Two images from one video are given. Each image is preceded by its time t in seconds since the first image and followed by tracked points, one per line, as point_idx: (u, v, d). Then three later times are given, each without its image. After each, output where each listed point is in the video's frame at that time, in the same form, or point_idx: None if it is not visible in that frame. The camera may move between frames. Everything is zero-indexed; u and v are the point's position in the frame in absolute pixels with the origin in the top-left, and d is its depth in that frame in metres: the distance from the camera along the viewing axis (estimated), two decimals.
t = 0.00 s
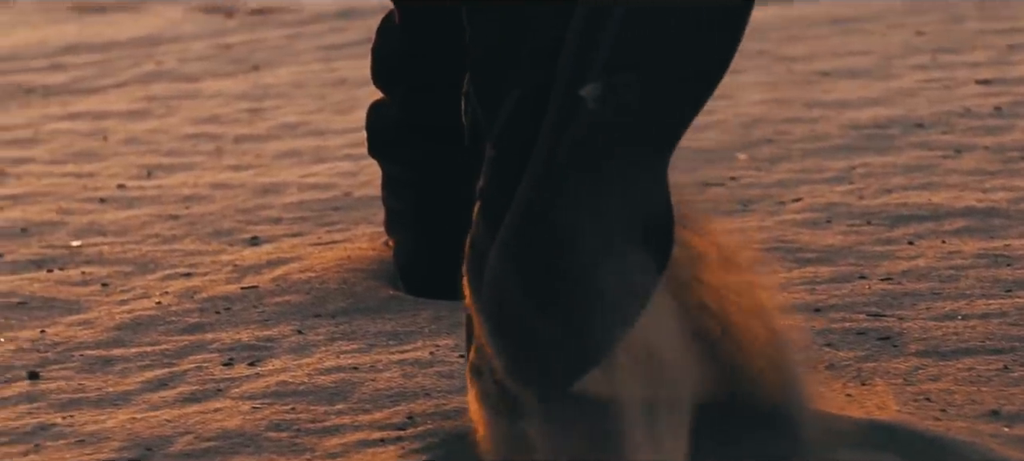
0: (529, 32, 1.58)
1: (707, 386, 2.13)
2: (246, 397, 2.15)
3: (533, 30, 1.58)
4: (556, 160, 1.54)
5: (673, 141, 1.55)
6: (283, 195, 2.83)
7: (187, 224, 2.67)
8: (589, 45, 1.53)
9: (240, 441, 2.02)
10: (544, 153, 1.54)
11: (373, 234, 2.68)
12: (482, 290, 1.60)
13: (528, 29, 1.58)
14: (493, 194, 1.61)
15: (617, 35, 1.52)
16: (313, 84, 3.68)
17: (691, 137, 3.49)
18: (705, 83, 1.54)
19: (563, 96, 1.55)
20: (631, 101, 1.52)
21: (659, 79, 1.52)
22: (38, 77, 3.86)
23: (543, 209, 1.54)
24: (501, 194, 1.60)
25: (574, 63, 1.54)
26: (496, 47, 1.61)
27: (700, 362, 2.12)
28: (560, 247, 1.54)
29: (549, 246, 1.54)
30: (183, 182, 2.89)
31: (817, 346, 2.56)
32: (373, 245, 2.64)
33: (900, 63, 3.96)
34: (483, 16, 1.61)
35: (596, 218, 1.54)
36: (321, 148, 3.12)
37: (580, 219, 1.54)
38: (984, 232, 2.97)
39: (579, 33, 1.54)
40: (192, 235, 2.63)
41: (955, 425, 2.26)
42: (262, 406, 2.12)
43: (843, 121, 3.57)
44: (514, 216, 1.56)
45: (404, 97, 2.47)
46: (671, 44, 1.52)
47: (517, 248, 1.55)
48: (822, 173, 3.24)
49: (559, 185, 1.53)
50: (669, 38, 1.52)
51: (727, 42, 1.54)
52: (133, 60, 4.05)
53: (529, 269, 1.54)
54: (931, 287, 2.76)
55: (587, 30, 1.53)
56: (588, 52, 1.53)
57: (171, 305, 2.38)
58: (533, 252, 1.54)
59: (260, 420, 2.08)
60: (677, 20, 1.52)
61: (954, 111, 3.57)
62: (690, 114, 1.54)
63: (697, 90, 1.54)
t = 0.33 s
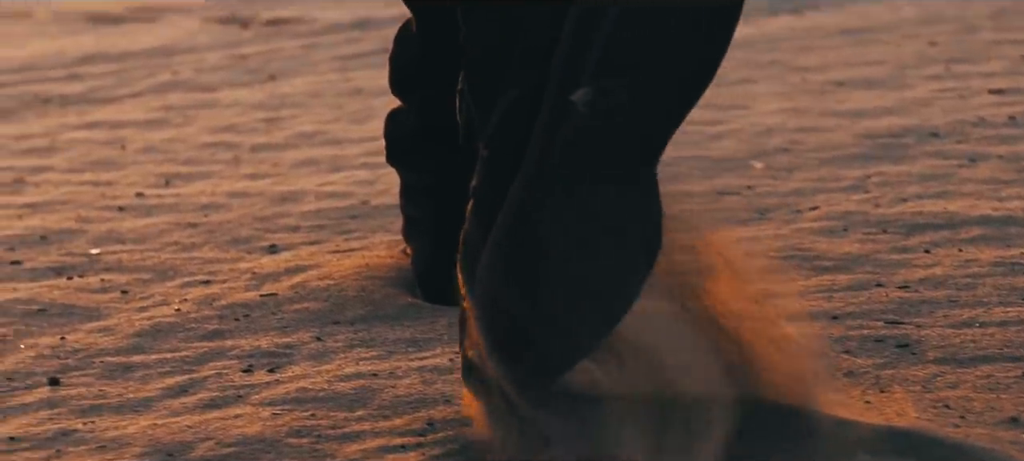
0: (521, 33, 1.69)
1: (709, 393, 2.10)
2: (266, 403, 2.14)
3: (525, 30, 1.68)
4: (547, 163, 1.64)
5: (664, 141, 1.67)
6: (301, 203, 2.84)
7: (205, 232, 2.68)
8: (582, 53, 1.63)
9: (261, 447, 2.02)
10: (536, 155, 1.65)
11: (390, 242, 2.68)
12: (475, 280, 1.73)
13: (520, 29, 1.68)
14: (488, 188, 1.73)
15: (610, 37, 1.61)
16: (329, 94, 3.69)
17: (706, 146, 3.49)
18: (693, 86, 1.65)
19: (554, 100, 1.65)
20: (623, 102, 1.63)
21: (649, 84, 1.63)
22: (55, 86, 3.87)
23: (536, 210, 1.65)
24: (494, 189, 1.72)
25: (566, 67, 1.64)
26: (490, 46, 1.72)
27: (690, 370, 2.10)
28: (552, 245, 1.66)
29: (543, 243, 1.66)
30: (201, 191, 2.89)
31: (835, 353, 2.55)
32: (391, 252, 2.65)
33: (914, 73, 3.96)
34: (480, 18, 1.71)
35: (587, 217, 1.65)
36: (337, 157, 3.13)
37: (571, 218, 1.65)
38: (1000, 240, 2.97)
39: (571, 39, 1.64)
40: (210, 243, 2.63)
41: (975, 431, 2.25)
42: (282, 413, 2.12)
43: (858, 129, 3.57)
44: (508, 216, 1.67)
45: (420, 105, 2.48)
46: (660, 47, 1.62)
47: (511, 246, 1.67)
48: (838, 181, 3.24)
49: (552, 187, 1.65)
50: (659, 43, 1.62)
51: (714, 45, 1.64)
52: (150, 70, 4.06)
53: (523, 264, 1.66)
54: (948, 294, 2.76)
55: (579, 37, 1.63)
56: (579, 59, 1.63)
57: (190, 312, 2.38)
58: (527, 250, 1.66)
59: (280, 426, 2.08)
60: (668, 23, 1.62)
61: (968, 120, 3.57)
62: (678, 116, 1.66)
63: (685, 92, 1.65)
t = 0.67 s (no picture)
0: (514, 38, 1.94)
1: (715, 384, 2.25)
2: (287, 408, 2.14)
3: (523, 32, 1.93)
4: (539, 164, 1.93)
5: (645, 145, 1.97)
6: (319, 211, 2.85)
7: (224, 240, 2.68)
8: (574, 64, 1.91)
9: (282, 452, 2.02)
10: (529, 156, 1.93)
11: (408, 249, 2.68)
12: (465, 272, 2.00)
13: (513, 36, 1.94)
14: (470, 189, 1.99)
15: (609, 38, 1.91)
16: (346, 103, 3.70)
17: (722, 155, 3.50)
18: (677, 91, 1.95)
19: (547, 105, 1.92)
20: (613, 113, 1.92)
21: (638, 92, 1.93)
22: (74, 96, 3.89)
23: (529, 206, 1.93)
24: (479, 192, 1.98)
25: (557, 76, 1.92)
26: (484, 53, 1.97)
27: (694, 376, 2.22)
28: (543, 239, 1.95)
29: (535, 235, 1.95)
30: (220, 199, 2.90)
31: (854, 360, 2.51)
32: (409, 260, 2.64)
33: (928, 84, 3.96)
34: (480, 19, 1.94)
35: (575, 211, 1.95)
36: (355, 165, 3.14)
37: (559, 213, 1.95)
38: (1017, 249, 2.95)
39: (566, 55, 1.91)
40: (229, 250, 2.64)
41: (995, 438, 2.24)
42: (303, 418, 2.12)
43: (873, 139, 3.57)
44: (502, 215, 1.93)
45: (439, 112, 2.46)
46: (647, 59, 1.92)
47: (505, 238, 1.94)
48: (854, 190, 3.24)
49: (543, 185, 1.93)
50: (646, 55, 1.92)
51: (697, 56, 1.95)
52: (168, 79, 4.08)
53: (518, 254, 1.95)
54: (965, 302, 2.74)
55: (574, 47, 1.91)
56: (573, 70, 1.91)
57: (210, 318, 2.39)
58: (521, 244, 1.94)
59: (301, 431, 2.08)
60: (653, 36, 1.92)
61: (983, 130, 3.57)
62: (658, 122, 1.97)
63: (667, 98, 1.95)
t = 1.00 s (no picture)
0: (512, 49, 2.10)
1: (713, 375, 2.28)
2: (305, 410, 2.15)
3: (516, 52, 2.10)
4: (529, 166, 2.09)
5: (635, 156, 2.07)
6: (336, 216, 2.85)
7: (242, 244, 2.69)
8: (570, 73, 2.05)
9: (301, 453, 2.02)
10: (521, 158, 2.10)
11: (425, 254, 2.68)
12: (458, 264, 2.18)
13: (512, 44, 2.10)
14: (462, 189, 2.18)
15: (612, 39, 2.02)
16: (362, 110, 3.71)
17: (736, 161, 3.50)
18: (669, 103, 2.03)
19: (539, 113, 2.09)
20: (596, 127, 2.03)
21: (631, 103, 2.02)
22: (91, 103, 3.91)
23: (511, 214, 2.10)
24: (468, 195, 2.16)
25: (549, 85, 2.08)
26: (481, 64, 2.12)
27: (693, 377, 2.27)
28: (525, 247, 2.11)
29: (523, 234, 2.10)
30: (237, 204, 2.91)
31: (870, 363, 2.50)
32: (426, 263, 2.64)
33: (941, 91, 3.96)
34: (479, 19, 2.10)
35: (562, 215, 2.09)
36: (371, 171, 3.15)
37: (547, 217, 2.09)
38: None
39: (559, 70, 2.07)
40: (246, 254, 2.65)
41: (1014, 440, 2.22)
42: (322, 420, 2.12)
43: (887, 146, 3.57)
44: (485, 222, 2.13)
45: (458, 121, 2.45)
46: (643, 69, 2.01)
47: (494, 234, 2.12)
48: (869, 196, 3.24)
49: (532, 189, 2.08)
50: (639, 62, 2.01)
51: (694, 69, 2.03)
52: (185, 86, 4.09)
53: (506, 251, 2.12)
54: (981, 306, 2.72)
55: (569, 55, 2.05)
56: (566, 76, 2.06)
57: (228, 322, 2.39)
58: (501, 252, 2.12)
59: (319, 433, 2.08)
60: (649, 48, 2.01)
61: (997, 137, 3.57)
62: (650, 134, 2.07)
63: (661, 108, 2.03)
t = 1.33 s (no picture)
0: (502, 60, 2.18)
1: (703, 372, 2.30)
2: (322, 410, 2.14)
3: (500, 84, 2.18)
4: (501, 185, 2.04)
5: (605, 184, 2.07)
6: (350, 219, 2.86)
7: (256, 246, 2.71)
8: (551, 88, 2.03)
9: (318, 451, 2.00)
10: (495, 173, 2.06)
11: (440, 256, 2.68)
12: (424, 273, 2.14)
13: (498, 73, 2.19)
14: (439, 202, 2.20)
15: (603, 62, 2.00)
16: (376, 113, 3.73)
17: (748, 163, 3.51)
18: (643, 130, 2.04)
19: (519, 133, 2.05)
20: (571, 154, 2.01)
21: (611, 126, 2.01)
22: (107, 106, 3.95)
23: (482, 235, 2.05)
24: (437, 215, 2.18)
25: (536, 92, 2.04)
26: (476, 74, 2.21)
27: (684, 372, 2.29)
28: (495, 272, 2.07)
29: (490, 253, 2.06)
30: (252, 206, 2.94)
31: (883, 363, 2.41)
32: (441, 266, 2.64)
33: (952, 95, 3.96)
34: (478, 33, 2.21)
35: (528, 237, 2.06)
36: (385, 174, 3.16)
37: (517, 236, 2.06)
38: None
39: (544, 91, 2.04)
40: (261, 256, 2.66)
41: None
42: (338, 419, 2.11)
43: (898, 148, 3.57)
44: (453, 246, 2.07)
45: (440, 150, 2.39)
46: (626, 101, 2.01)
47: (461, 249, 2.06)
48: (881, 198, 3.24)
49: (502, 209, 2.04)
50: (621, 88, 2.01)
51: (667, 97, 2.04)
52: (200, 90, 4.13)
53: (472, 267, 2.07)
54: (994, 306, 2.66)
55: (558, 64, 2.03)
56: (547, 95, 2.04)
57: (243, 323, 2.40)
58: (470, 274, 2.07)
59: (335, 432, 2.07)
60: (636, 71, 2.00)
61: (1008, 140, 3.57)
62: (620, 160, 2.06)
63: (635, 135, 2.04)
